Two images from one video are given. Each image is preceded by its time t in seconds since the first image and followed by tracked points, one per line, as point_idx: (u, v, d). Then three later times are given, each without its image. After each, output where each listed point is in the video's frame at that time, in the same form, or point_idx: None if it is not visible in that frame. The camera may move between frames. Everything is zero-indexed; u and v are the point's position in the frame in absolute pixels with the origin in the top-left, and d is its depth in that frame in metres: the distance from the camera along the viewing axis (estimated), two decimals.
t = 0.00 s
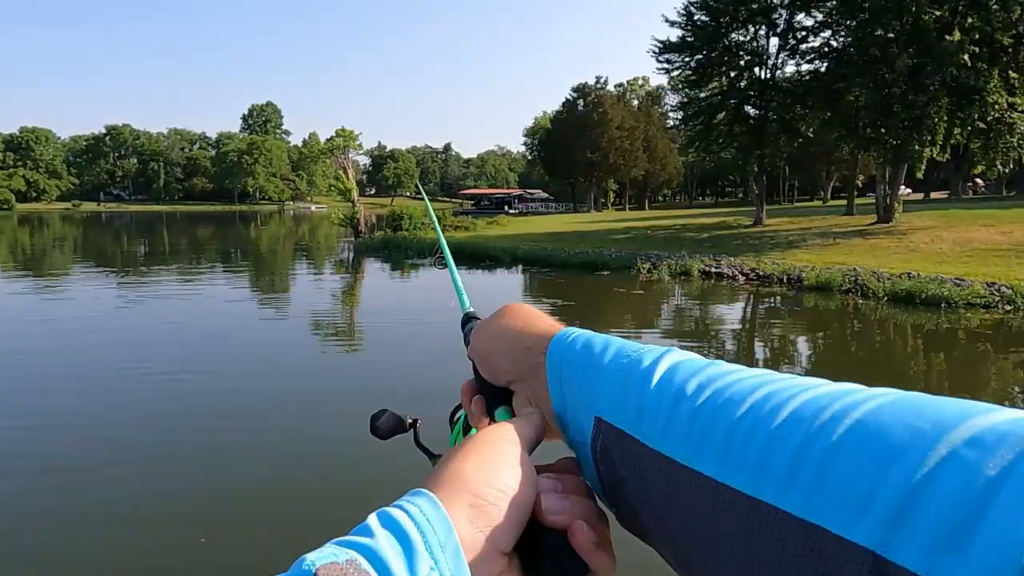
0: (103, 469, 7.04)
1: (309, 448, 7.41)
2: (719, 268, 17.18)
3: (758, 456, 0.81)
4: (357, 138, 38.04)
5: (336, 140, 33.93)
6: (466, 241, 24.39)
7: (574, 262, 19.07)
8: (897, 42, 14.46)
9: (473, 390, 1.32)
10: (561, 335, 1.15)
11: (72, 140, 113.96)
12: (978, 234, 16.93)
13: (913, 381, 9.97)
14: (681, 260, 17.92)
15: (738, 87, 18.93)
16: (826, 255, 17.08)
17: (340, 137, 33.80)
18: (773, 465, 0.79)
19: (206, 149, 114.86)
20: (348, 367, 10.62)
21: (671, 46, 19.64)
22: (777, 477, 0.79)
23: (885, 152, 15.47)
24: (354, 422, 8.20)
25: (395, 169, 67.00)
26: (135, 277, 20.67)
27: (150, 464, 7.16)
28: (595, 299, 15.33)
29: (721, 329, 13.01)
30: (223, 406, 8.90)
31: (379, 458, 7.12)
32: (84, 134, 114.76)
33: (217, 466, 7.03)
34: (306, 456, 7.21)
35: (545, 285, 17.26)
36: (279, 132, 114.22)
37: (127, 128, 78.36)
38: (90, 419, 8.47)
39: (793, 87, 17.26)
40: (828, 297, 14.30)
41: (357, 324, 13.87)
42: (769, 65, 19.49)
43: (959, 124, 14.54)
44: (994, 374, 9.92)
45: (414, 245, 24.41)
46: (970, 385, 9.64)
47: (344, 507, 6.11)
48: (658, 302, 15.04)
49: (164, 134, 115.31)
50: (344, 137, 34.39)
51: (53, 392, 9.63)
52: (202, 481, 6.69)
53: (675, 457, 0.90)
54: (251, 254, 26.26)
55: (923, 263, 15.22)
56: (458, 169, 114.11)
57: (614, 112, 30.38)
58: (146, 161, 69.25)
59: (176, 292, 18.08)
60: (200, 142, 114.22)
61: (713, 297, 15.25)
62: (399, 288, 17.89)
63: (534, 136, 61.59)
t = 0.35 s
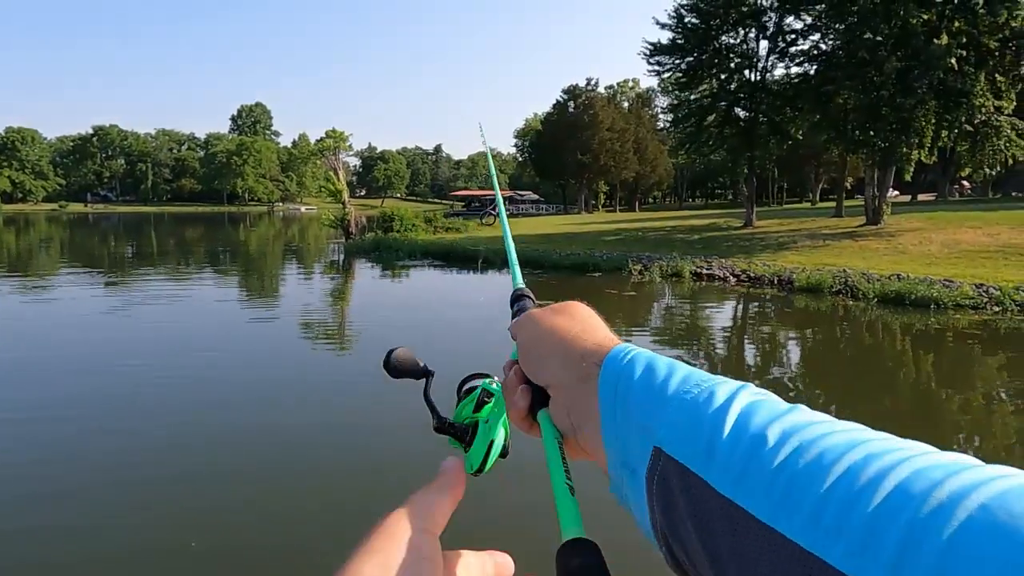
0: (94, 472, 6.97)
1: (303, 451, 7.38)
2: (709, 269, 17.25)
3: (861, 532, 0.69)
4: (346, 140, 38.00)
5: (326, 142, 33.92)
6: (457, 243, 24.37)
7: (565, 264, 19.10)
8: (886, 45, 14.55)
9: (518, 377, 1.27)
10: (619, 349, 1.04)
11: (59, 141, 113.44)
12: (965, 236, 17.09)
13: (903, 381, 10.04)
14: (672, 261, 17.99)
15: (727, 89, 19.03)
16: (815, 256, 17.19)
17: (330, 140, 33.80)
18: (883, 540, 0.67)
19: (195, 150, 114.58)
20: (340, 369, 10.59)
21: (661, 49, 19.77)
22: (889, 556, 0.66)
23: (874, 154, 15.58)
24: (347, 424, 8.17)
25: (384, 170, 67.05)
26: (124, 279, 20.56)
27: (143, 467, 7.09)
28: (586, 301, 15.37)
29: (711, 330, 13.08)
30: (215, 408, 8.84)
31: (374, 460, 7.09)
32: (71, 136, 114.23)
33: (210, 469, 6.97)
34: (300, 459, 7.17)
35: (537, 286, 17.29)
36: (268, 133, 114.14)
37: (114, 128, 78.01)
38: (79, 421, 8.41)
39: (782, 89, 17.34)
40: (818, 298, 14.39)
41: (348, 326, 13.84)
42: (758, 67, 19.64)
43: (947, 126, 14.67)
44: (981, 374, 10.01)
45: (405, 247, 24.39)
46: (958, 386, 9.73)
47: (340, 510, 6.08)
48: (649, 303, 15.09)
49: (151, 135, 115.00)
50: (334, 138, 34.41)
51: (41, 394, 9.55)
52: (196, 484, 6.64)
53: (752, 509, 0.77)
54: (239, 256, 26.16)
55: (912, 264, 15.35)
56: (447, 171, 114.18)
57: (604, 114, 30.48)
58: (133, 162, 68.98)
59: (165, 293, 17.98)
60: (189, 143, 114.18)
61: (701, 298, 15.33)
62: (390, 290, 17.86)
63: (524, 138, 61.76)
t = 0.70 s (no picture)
0: (81, 478, 6.88)
1: (294, 455, 7.34)
2: (697, 272, 17.35)
3: None
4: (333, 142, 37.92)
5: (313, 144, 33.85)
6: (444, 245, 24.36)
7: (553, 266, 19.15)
8: (870, 50, 14.66)
9: (576, 474, 1.21)
10: (718, 487, 0.93)
11: (42, 142, 112.60)
12: (948, 239, 17.27)
13: (887, 383, 10.14)
14: (660, 264, 18.08)
15: (714, 93, 19.17)
16: (801, 259, 17.33)
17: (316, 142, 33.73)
18: None
19: (180, 152, 113.89)
20: (329, 373, 10.54)
21: (649, 52, 19.89)
22: None
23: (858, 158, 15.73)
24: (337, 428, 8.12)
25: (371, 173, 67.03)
26: (108, 281, 20.41)
27: (131, 473, 7.01)
28: (574, 303, 15.41)
29: (697, 332, 13.15)
30: (203, 413, 8.76)
31: (364, 465, 7.06)
32: (54, 137, 113.26)
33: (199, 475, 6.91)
34: (290, 464, 7.12)
35: (524, 289, 17.32)
36: (254, 135, 114.10)
37: (97, 129, 77.57)
38: (65, 425, 8.34)
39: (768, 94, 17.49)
40: (805, 301, 14.50)
41: (336, 328, 13.78)
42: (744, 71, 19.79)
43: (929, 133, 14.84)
44: (963, 375, 10.12)
45: (393, 250, 24.36)
46: (940, 387, 9.83)
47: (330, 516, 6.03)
48: (637, 305, 15.15)
49: (135, 137, 114.30)
50: (321, 140, 34.35)
51: (25, 398, 9.47)
52: (184, 489, 6.59)
53: None
54: (225, 258, 26.03)
55: (896, 267, 15.49)
56: (434, 174, 114.14)
57: (591, 117, 30.60)
58: (116, 164, 68.48)
59: (150, 296, 17.86)
60: (174, 145, 113.56)
61: (688, 300, 15.41)
62: (378, 293, 17.83)
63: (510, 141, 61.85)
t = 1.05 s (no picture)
0: (68, 483, 6.82)
1: (283, 462, 7.30)
2: (685, 276, 17.42)
3: None
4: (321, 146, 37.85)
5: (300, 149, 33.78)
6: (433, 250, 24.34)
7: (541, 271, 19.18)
8: (854, 57, 14.98)
9: None
10: None
11: (25, 146, 111.61)
12: (932, 243, 17.46)
13: (872, 387, 10.22)
14: (648, 269, 18.15)
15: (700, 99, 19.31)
16: (788, 264, 17.46)
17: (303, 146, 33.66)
18: None
19: (164, 157, 113.23)
20: (317, 378, 10.48)
21: (636, 58, 20.04)
22: None
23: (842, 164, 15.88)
24: (324, 434, 8.09)
25: (357, 177, 66.89)
26: (93, 286, 20.22)
27: (120, 478, 6.96)
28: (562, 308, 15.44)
29: (685, 337, 13.22)
30: (191, 418, 8.71)
31: (355, 472, 7.04)
32: (37, 141, 112.27)
33: (187, 482, 6.84)
34: (280, 471, 7.07)
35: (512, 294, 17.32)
36: (239, 139, 114.14)
37: (78, 131, 76.77)
38: (49, 431, 8.25)
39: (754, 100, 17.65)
40: (792, 305, 14.60)
41: (324, 334, 13.72)
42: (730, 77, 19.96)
43: (912, 138, 14.87)
44: (947, 379, 10.23)
45: (380, 254, 24.30)
46: (924, 390, 9.93)
47: (321, 523, 5.99)
48: (623, 310, 15.21)
49: (119, 141, 113.56)
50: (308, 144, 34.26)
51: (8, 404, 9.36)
52: (169, 496, 6.54)
53: None
54: (210, 263, 25.85)
55: (882, 271, 15.63)
56: (421, 179, 114.14)
57: (577, 122, 30.75)
58: (100, 168, 68.02)
59: (134, 301, 17.68)
60: (158, 149, 112.92)
61: (675, 305, 15.49)
62: (365, 298, 17.78)
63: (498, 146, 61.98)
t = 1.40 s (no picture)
0: (51, 494, 6.70)
1: (271, 471, 7.22)
2: (671, 282, 17.51)
3: None
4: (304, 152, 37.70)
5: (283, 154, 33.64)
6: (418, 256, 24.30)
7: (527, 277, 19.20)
8: (835, 65, 15.22)
9: None
10: None
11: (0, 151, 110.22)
12: (912, 249, 17.68)
13: (854, 391, 10.30)
14: (634, 274, 18.24)
15: (684, 106, 19.48)
16: (773, 269, 17.61)
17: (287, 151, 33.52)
18: None
19: (144, 162, 112.31)
20: (304, 385, 10.41)
21: (620, 65, 20.20)
22: None
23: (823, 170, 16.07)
24: (312, 441, 8.03)
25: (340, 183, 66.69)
26: (73, 292, 19.98)
27: (105, 489, 6.85)
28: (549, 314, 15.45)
29: (670, 342, 13.29)
30: (177, 427, 8.61)
31: (343, 477, 7.03)
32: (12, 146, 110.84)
33: (174, 490, 6.79)
34: (267, 480, 6.99)
35: (498, 300, 17.33)
36: (221, 144, 113.99)
37: (57, 136, 75.99)
38: (31, 440, 8.15)
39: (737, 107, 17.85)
40: (777, 310, 14.72)
41: (310, 340, 13.64)
42: (714, 84, 20.14)
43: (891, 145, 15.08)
44: (927, 382, 10.36)
45: (365, 260, 24.22)
46: (905, 394, 10.03)
47: (311, 532, 5.93)
48: (608, 316, 15.27)
49: (99, 146, 112.60)
50: (291, 149, 34.13)
51: None
52: (153, 506, 6.47)
53: None
54: (191, 269, 25.61)
55: (864, 276, 15.80)
56: (405, 185, 114.15)
57: (561, 129, 30.88)
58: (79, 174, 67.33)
59: (115, 308, 17.48)
60: (137, 154, 112.14)
61: (659, 310, 15.58)
62: (350, 303, 17.71)
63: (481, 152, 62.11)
